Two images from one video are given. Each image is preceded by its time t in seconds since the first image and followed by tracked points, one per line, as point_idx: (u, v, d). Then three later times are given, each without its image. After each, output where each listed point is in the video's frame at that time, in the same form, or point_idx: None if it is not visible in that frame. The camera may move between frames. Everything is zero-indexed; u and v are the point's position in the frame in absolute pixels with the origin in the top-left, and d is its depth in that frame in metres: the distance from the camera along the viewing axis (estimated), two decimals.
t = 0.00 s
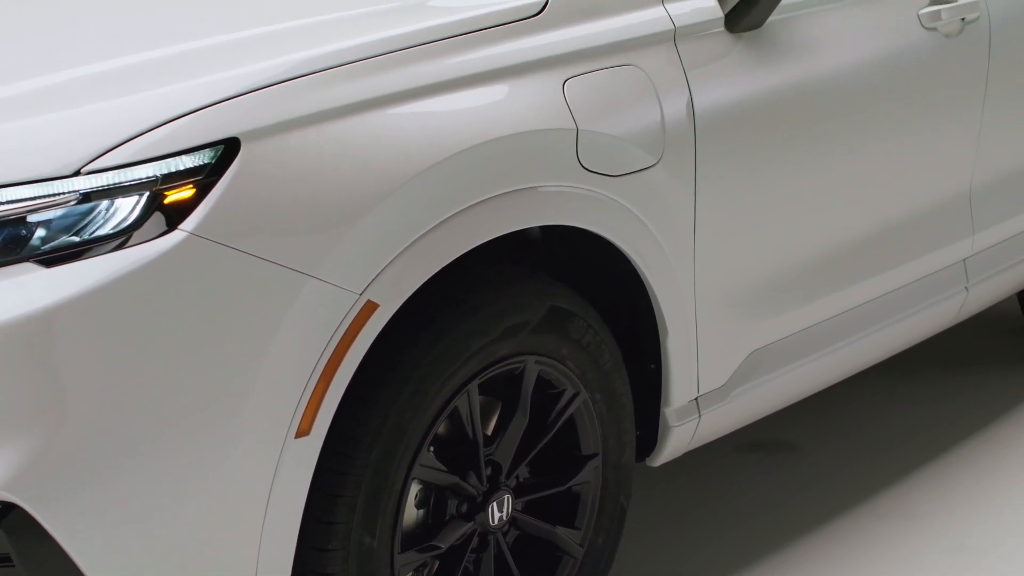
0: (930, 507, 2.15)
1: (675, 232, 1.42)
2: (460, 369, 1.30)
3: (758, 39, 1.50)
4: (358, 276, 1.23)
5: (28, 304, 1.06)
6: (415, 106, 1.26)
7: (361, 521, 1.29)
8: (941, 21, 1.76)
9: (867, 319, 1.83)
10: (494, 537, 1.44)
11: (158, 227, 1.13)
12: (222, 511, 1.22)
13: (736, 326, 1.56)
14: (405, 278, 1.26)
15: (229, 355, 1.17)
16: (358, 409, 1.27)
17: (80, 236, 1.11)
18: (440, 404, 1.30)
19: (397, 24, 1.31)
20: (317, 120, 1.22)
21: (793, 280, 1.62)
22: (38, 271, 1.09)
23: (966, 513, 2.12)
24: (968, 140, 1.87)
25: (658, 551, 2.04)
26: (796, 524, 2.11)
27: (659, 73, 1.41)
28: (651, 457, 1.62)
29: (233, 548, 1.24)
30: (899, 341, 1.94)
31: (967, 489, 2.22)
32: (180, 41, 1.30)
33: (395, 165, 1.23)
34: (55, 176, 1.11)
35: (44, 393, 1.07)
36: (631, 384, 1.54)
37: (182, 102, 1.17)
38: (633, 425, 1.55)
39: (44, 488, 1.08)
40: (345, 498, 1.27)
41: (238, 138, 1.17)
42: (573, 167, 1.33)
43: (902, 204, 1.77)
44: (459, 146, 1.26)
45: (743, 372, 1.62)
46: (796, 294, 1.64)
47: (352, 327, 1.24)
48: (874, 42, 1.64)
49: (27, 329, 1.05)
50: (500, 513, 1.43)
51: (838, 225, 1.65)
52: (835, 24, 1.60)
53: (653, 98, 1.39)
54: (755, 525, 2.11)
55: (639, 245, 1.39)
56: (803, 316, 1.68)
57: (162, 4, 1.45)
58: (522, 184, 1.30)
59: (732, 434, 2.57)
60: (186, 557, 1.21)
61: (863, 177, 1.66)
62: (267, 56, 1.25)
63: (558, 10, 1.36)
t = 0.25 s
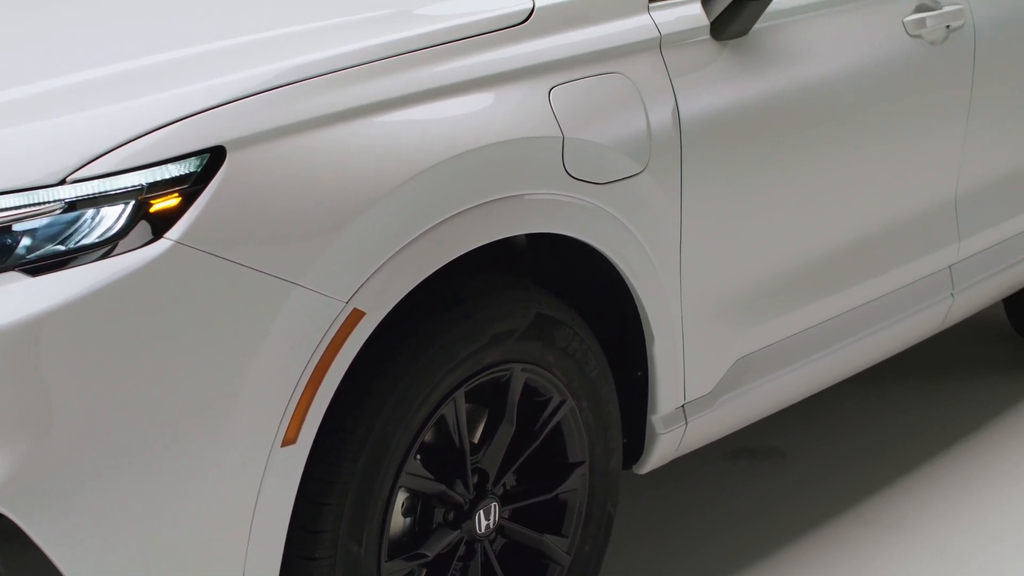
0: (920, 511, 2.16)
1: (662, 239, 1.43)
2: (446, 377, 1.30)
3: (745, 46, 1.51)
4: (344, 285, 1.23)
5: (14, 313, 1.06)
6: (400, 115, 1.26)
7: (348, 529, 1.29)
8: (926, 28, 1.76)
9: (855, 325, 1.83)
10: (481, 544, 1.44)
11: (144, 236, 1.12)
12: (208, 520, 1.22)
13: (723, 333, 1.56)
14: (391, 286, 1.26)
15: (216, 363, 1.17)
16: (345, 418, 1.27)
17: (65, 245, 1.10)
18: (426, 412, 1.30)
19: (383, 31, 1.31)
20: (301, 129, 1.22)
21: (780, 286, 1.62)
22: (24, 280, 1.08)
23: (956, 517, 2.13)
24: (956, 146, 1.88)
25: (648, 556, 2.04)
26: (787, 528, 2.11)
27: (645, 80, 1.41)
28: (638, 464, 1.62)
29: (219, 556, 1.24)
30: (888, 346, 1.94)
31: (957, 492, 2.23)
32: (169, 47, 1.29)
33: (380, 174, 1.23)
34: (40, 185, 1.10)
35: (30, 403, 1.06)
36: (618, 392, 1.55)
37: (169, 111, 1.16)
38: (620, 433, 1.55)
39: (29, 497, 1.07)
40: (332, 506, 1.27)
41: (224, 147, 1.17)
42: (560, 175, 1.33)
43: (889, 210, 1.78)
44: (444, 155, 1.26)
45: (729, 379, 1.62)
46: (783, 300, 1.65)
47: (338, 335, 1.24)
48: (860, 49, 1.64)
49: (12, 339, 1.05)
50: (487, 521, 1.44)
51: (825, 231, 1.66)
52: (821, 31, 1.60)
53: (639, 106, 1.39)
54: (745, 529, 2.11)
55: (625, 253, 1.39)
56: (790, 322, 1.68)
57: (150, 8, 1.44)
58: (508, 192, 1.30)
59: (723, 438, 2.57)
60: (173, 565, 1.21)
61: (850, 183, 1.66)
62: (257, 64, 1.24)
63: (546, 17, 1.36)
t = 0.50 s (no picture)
0: (910, 515, 2.16)
1: (648, 248, 1.43)
2: (433, 386, 1.30)
3: (730, 55, 1.51)
4: (329, 294, 1.23)
5: None
6: (385, 124, 1.26)
7: (334, 539, 1.29)
8: (911, 37, 1.77)
9: (844, 332, 1.83)
10: (468, 554, 1.44)
11: (129, 246, 1.11)
12: (194, 530, 1.21)
13: (709, 341, 1.56)
14: (376, 297, 1.26)
15: (202, 373, 1.16)
16: (331, 428, 1.27)
17: (50, 255, 1.09)
18: (413, 421, 1.30)
19: (369, 40, 1.31)
20: (287, 139, 1.21)
21: (767, 294, 1.63)
22: (9, 291, 1.07)
23: (945, 521, 2.13)
24: (942, 153, 1.89)
25: (637, 564, 2.04)
26: (778, 534, 2.11)
27: (632, 89, 1.41)
28: (625, 473, 1.62)
29: (204, 565, 1.24)
30: (877, 352, 1.94)
31: (947, 496, 2.23)
32: (155, 57, 1.29)
33: (365, 183, 1.23)
34: (25, 195, 1.09)
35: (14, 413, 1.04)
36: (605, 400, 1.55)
37: (154, 120, 1.16)
38: (607, 441, 1.55)
39: (14, 508, 1.06)
40: (319, 515, 1.27)
41: (209, 156, 1.16)
42: (545, 184, 1.33)
43: (876, 217, 1.78)
44: (430, 164, 1.26)
45: (716, 387, 1.62)
46: (771, 307, 1.65)
47: (324, 345, 1.24)
48: (846, 56, 1.65)
49: None
50: (473, 530, 1.44)
51: (811, 238, 1.66)
52: (806, 39, 1.61)
53: (625, 114, 1.39)
54: (736, 536, 2.11)
55: (611, 262, 1.39)
56: (777, 329, 1.68)
57: (137, 18, 1.44)
58: (493, 202, 1.30)
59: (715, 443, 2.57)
60: None
61: (836, 190, 1.67)
62: (242, 73, 1.24)
63: (532, 25, 1.36)
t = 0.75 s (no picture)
0: (901, 521, 2.17)
1: (636, 258, 1.43)
2: (421, 396, 1.30)
3: (717, 64, 1.52)
4: (317, 304, 1.22)
5: None
6: (372, 135, 1.26)
7: (322, 549, 1.29)
8: (898, 46, 1.79)
9: (832, 340, 1.83)
10: (456, 564, 1.44)
11: (116, 257, 1.10)
12: (181, 542, 1.20)
13: (697, 350, 1.57)
14: (364, 307, 1.26)
15: (190, 385, 1.15)
16: (319, 438, 1.26)
17: (37, 265, 1.08)
18: (400, 432, 1.30)
19: (356, 50, 1.31)
20: (274, 149, 1.21)
21: (755, 302, 1.63)
22: None
23: (936, 527, 2.14)
24: (930, 161, 1.89)
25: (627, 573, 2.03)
26: (769, 542, 2.11)
27: (619, 99, 1.42)
28: (614, 482, 1.62)
29: None
30: (866, 360, 1.95)
31: (938, 503, 2.24)
32: (141, 69, 1.29)
33: (352, 193, 1.23)
34: (12, 206, 1.09)
35: None
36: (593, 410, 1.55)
37: (142, 131, 1.16)
38: (595, 450, 1.55)
39: None
40: (307, 526, 1.27)
41: (197, 166, 1.16)
42: (533, 195, 1.33)
43: (864, 225, 1.79)
44: (417, 174, 1.25)
45: (705, 396, 1.62)
46: (759, 316, 1.65)
47: (312, 355, 1.23)
48: (832, 67, 1.66)
49: None
50: (462, 540, 1.43)
51: (800, 247, 1.67)
52: (793, 49, 1.62)
53: (612, 124, 1.40)
54: (726, 544, 2.12)
55: (599, 271, 1.39)
56: (766, 338, 1.69)
57: (124, 29, 1.44)
58: (481, 212, 1.30)
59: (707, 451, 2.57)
60: None
61: (823, 199, 1.67)
62: (229, 83, 1.24)
63: (519, 36, 1.37)
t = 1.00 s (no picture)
0: (892, 529, 2.17)
1: (626, 268, 1.43)
2: (410, 407, 1.30)
3: (706, 74, 1.53)
4: (306, 315, 1.21)
5: None
6: (360, 145, 1.26)
7: (311, 560, 1.28)
8: (885, 56, 1.80)
9: (821, 349, 1.84)
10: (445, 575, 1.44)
11: (104, 268, 1.09)
12: (171, 555, 1.18)
13: (687, 359, 1.57)
14: (353, 318, 1.25)
15: (179, 396, 1.14)
16: (308, 449, 1.26)
17: (25, 276, 1.07)
18: (389, 442, 1.30)
19: (344, 61, 1.31)
20: (263, 159, 1.21)
21: (744, 312, 1.63)
22: None
23: (926, 535, 2.15)
24: (918, 171, 1.90)
25: None
26: (760, 550, 2.12)
27: (608, 109, 1.42)
28: (602, 492, 1.63)
29: None
30: (855, 369, 1.95)
31: (929, 510, 2.25)
32: (129, 79, 1.28)
33: (341, 204, 1.23)
34: None
35: None
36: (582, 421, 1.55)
37: (130, 143, 1.15)
38: (584, 460, 1.56)
39: None
40: (296, 537, 1.26)
41: (185, 178, 1.15)
42: (522, 205, 1.33)
43: (852, 235, 1.79)
44: (406, 184, 1.25)
45: (694, 406, 1.62)
46: (748, 326, 1.65)
47: (301, 365, 1.22)
48: (820, 77, 1.67)
49: None
50: (451, 550, 1.43)
51: (788, 257, 1.67)
52: (781, 59, 1.63)
53: (601, 134, 1.40)
54: (717, 553, 2.12)
55: (588, 282, 1.39)
56: (755, 347, 1.69)
57: (110, 39, 1.43)
58: (469, 223, 1.30)
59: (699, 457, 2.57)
60: None
61: (812, 208, 1.68)
62: (217, 94, 1.24)
63: (508, 46, 1.37)
